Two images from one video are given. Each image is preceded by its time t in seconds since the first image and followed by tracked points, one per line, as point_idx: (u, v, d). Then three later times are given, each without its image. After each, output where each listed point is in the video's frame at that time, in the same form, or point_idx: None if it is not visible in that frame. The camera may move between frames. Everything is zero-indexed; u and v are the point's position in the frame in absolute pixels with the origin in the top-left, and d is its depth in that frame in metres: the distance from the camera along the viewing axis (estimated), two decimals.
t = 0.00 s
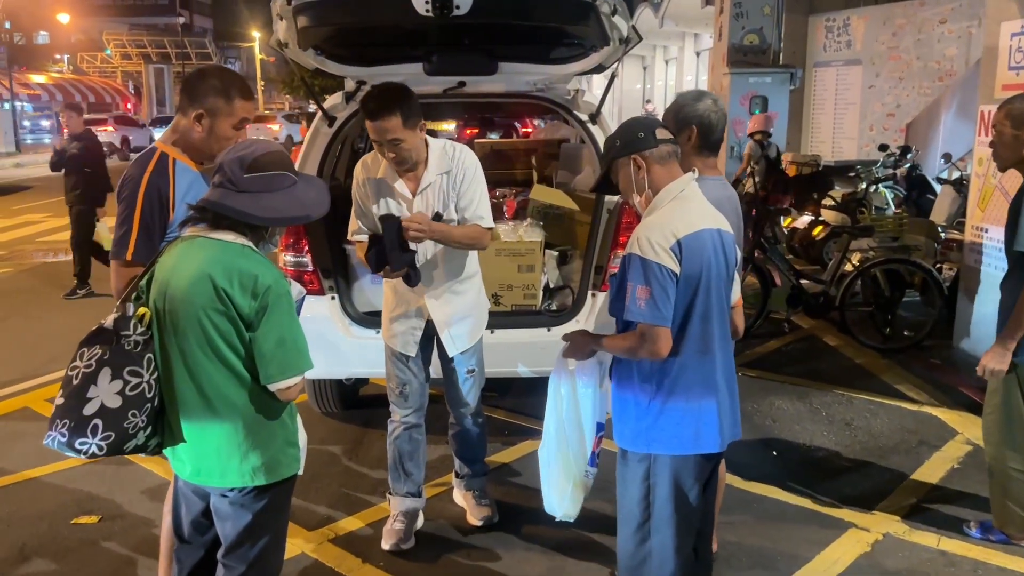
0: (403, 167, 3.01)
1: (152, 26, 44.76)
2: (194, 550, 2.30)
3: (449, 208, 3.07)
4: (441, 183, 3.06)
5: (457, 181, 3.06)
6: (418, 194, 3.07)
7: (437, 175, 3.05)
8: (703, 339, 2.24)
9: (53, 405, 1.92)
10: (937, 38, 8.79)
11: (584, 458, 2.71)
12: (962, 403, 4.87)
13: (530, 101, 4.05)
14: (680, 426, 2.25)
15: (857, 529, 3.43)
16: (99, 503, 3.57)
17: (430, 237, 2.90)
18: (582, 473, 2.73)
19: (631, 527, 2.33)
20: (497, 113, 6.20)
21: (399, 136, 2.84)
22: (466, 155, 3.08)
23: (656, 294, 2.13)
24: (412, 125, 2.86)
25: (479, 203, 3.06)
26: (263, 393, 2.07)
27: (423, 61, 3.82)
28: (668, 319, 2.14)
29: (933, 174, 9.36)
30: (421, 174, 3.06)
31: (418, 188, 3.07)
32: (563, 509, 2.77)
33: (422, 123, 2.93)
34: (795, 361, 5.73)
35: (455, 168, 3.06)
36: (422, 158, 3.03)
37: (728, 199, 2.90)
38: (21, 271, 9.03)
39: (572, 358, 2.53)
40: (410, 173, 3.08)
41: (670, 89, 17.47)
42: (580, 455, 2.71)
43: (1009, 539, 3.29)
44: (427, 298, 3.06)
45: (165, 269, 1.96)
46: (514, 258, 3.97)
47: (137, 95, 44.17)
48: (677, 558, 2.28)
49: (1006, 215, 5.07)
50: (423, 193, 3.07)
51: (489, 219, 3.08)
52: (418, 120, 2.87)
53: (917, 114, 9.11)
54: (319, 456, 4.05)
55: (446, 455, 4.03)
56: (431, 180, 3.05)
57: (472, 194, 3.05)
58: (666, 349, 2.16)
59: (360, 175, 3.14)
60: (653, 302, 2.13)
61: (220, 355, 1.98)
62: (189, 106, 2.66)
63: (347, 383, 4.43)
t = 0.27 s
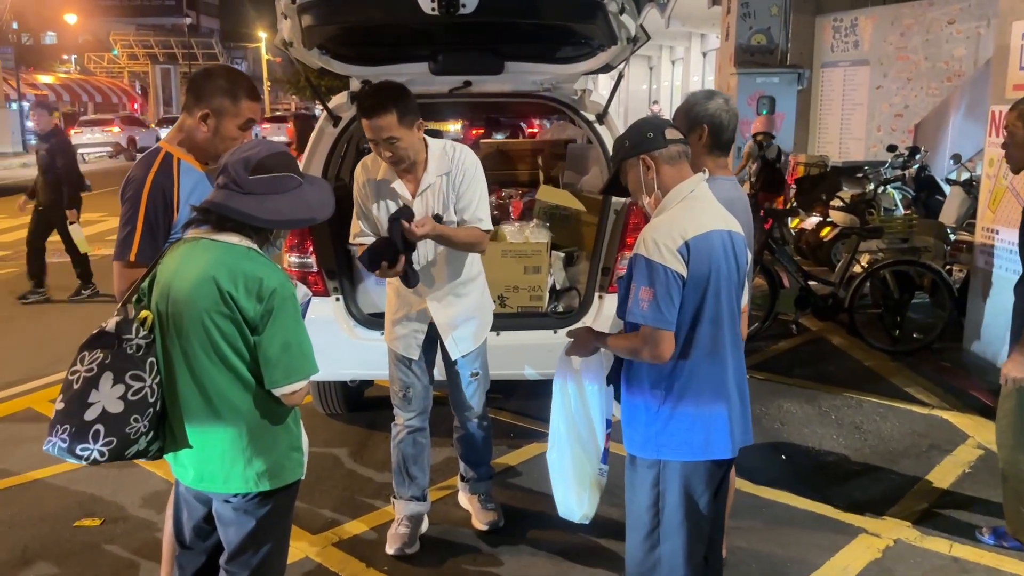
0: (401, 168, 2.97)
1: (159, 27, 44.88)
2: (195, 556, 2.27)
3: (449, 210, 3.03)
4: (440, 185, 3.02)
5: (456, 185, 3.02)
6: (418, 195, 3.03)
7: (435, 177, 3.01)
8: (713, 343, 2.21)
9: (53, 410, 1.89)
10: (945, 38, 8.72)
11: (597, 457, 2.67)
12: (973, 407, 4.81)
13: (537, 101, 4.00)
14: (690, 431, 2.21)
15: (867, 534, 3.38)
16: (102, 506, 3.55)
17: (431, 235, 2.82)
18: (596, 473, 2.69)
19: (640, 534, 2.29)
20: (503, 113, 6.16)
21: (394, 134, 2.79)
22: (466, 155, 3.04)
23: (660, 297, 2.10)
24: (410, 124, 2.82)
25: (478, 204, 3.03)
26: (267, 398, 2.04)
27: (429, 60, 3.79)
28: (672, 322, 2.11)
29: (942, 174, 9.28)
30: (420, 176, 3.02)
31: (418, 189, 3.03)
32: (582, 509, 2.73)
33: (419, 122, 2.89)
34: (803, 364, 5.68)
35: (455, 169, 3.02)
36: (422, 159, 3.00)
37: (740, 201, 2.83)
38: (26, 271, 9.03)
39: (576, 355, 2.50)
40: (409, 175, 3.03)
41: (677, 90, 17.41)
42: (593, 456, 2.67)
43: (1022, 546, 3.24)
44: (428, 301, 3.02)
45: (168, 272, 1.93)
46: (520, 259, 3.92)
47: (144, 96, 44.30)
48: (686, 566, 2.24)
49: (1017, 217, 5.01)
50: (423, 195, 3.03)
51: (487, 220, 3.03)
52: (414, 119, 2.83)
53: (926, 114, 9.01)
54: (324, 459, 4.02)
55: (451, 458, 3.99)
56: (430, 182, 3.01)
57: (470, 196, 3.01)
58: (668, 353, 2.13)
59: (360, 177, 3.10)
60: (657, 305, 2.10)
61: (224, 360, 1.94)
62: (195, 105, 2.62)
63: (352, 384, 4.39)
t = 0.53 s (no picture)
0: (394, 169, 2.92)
1: (166, 27, 45.00)
2: (196, 559, 2.25)
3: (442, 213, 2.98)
4: (434, 188, 2.98)
5: (449, 188, 2.96)
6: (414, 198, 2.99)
7: (430, 180, 2.97)
8: (721, 345, 2.18)
9: (53, 412, 1.86)
10: (953, 38, 8.65)
11: (604, 458, 2.64)
12: (982, 410, 4.77)
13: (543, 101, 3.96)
14: (698, 434, 2.18)
15: (875, 539, 3.35)
16: (105, 507, 3.53)
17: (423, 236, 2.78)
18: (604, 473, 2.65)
19: (645, 540, 2.26)
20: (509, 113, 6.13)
21: (388, 133, 2.75)
22: (462, 157, 2.99)
23: (668, 298, 2.07)
24: (406, 123, 2.78)
25: (471, 207, 2.95)
26: (269, 400, 2.01)
27: (434, 60, 3.77)
28: (678, 325, 2.08)
29: (950, 175, 9.23)
30: (415, 179, 2.98)
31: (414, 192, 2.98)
32: (588, 508, 2.70)
33: (417, 122, 2.86)
34: (809, 366, 5.64)
35: (451, 171, 2.98)
36: (418, 161, 2.95)
37: (747, 201, 2.77)
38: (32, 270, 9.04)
39: (584, 353, 2.49)
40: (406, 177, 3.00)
41: (683, 90, 17.37)
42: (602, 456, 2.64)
43: None
44: (427, 306, 2.99)
45: (169, 272, 1.91)
46: (525, 260, 3.89)
47: (151, 96, 44.43)
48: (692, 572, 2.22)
49: None
50: (418, 197, 2.99)
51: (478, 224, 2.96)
52: (409, 119, 2.80)
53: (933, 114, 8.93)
54: (328, 461, 4.00)
55: (455, 460, 3.97)
56: (426, 186, 2.97)
57: (461, 199, 2.94)
58: (675, 355, 2.10)
59: (357, 179, 3.07)
60: (665, 306, 2.08)
61: (226, 361, 1.92)
62: (201, 105, 2.60)
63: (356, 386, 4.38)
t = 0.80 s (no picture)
0: (386, 171, 2.88)
1: (171, 27, 45.08)
2: (195, 560, 2.24)
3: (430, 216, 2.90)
4: (423, 192, 2.94)
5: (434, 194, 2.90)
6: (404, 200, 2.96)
7: (418, 185, 2.93)
8: (726, 346, 2.16)
9: (50, 409, 1.86)
10: (959, 37, 8.61)
11: (611, 452, 2.62)
12: (987, 411, 4.74)
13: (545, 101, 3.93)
14: (702, 437, 2.16)
15: (879, 542, 3.32)
16: (107, 507, 3.53)
17: (395, 249, 2.63)
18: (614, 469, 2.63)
19: (648, 544, 2.25)
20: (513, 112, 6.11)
21: (380, 132, 2.72)
22: (450, 161, 2.91)
23: (672, 299, 2.05)
24: (399, 124, 2.76)
25: (448, 210, 2.80)
26: (267, 400, 2.00)
27: (437, 59, 3.76)
28: (684, 326, 2.06)
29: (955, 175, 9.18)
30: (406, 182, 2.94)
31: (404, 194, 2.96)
32: (598, 506, 2.66)
33: (410, 122, 2.84)
34: (814, 367, 5.61)
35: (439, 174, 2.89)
36: (410, 164, 2.90)
37: (751, 202, 2.73)
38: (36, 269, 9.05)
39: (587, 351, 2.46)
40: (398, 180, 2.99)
41: (688, 89, 17.32)
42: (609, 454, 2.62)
43: None
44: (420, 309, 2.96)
45: (168, 272, 1.90)
46: (527, 261, 3.88)
47: (156, 95, 44.51)
48: None
49: None
50: (408, 200, 2.96)
51: (461, 227, 2.82)
52: (402, 119, 2.78)
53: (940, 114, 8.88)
54: (329, 461, 3.99)
55: (457, 460, 3.96)
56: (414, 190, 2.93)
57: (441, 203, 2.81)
58: (680, 357, 2.08)
59: (354, 182, 3.09)
60: (669, 308, 2.06)
61: (224, 361, 1.91)
62: (203, 105, 2.60)
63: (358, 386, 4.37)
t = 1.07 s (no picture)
0: (379, 171, 2.88)
1: (178, 27, 45.19)
2: (193, 560, 2.23)
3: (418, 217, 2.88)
4: (413, 193, 2.90)
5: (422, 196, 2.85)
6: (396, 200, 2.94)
7: (409, 186, 2.89)
8: (725, 347, 2.14)
9: (45, 407, 1.86)
10: (967, 37, 8.56)
11: (609, 451, 2.62)
12: (993, 413, 4.70)
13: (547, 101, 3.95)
14: (700, 439, 2.14)
15: (883, 544, 3.30)
16: (108, 507, 3.53)
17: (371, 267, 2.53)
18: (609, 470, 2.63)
19: (648, 545, 2.24)
20: (517, 112, 6.11)
21: (370, 132, 2.72)
22: (439, 162, 2.86)
23: (669, 299, 2.04)
24: (388, 123, 2.74)
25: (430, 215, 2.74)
26: (261, 400, 1.99)
27: (439, 58, 3.76)
28: (678, 327, 2.04)
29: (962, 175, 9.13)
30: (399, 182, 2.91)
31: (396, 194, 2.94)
32: (593, 505, 2.64)
33: (403, 123, 2.83)
34: (818, 367, 5.58)
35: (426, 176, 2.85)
36: (401, 165, 2.88)
37: (753, 202, 2.69)
38: (42, 269, 9.07)
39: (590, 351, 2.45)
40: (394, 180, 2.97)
41: (693, 89, 17.26)
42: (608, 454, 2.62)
43: None
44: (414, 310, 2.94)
45: (162, 272, 1.90)
46: (530, 261, 3.86)
47: (162, 95, 44.62)
48: None
49: None
50: (400, 201, 2.93)
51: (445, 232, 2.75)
52: (393, 118, 2.76)
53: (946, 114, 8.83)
54: (331, 462, 3.99)
55: (459, 461, 3.95)
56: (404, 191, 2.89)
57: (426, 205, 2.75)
58: (676, 358, 2.07)
59: (354, 183, 3.12)
60: (665, 308, 2.04)
61: (217, 362, 1.90)
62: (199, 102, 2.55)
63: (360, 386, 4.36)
